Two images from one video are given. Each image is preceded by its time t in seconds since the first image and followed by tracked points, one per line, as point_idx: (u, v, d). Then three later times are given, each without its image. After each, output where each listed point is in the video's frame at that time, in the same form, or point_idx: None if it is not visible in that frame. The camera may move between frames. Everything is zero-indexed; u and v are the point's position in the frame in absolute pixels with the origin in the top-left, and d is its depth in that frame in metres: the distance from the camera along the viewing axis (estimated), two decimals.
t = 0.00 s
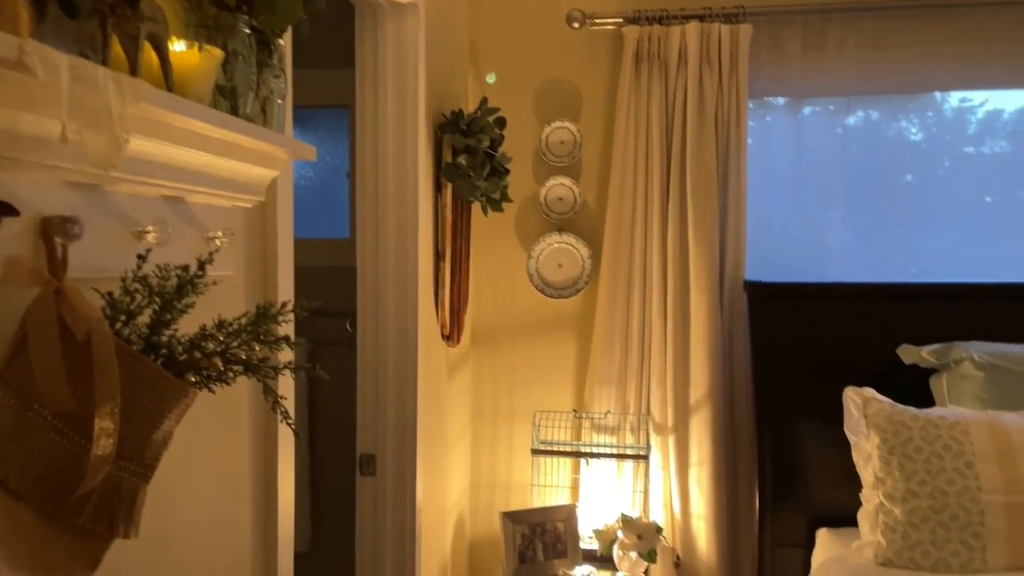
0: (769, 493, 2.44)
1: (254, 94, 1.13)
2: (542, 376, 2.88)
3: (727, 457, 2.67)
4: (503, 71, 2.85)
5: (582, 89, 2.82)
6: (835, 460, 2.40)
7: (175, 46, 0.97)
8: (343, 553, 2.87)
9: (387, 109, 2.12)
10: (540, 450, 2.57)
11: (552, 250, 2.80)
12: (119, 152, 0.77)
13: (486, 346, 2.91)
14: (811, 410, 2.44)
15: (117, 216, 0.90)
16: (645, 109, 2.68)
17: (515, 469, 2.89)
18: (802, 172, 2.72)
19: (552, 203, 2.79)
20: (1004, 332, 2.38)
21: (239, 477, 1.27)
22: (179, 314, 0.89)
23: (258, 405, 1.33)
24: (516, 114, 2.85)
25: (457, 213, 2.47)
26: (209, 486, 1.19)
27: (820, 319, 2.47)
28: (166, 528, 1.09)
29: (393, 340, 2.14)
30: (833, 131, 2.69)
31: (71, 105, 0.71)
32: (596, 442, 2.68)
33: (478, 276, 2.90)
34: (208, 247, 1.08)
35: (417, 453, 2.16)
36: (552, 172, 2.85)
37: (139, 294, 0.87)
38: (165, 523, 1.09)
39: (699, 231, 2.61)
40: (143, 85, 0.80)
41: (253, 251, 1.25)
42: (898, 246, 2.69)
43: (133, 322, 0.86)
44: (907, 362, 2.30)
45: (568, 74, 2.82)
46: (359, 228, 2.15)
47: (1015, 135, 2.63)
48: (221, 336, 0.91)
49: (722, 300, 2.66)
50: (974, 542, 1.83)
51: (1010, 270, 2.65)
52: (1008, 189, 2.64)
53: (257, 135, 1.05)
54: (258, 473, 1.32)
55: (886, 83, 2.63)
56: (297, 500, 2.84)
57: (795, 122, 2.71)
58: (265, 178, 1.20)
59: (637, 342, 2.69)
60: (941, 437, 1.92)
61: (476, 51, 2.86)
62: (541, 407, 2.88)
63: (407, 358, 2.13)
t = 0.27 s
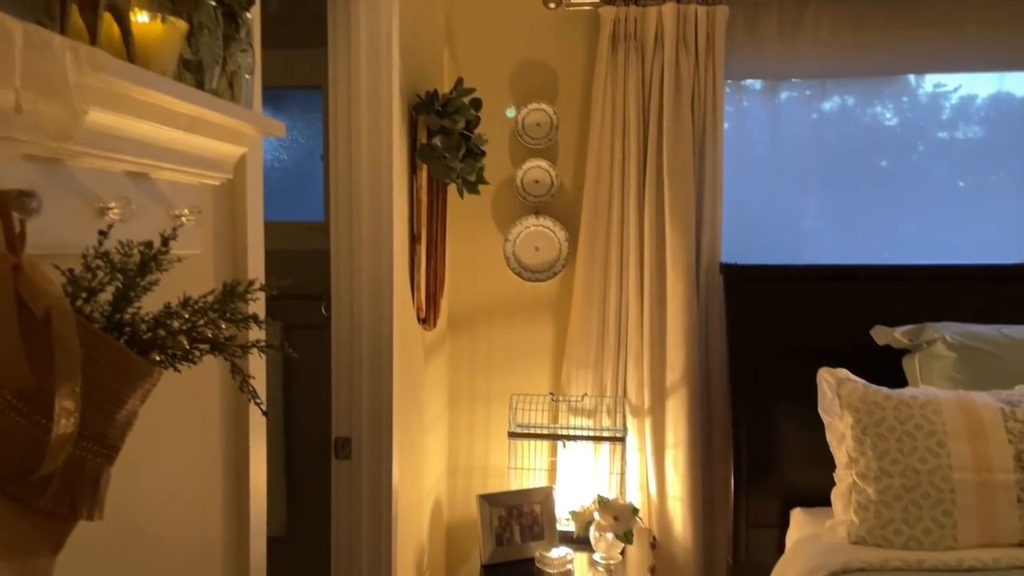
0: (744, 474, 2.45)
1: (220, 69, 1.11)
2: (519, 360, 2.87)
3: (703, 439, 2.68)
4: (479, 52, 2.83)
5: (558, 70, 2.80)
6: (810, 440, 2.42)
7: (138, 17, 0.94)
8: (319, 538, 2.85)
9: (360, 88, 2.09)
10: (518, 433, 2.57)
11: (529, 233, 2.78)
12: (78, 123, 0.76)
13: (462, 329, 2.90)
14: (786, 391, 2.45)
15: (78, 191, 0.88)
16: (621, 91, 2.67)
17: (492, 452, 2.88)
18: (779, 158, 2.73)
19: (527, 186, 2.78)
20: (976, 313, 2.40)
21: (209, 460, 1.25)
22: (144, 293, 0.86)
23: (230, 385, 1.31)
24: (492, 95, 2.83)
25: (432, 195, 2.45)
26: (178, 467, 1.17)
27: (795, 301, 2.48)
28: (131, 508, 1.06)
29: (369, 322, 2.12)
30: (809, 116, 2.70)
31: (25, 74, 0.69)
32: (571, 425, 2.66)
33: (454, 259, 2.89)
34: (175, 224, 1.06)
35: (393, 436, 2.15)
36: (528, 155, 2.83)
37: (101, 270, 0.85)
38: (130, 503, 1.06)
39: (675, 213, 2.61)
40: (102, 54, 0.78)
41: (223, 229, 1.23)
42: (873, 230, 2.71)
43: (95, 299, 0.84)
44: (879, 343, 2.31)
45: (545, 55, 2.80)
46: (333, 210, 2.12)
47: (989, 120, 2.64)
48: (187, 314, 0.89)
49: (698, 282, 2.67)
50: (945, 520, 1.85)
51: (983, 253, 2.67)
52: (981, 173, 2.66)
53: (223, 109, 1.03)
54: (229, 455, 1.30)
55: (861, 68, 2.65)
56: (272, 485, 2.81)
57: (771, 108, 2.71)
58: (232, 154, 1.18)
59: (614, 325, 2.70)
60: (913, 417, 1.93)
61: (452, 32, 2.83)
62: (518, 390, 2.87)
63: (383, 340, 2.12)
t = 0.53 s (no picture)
0: (718, 458, 2.46)
1: (180, 43, 1.08)
2: (494, 347, 2.85)
3: (678, 424, 2.69)
4: (454, 35, 2.80)
5: (534, 54, 2.77)
6: (783, 424, 2.43)
7: None
8: (294, 526, 2.83)
9: (332, 69, 2.06)
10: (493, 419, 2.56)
11: (505, 219, 2.76)
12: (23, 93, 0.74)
13: (438, 316, 2.87)
14: (760, 375, 2.46)
15: (29, 166, 0.85)
16: (597, 75, 2.65)
17: (468, 439, 2.87)
18: (755, 145, 2.72)
19: (503, 170, 2.76)
20: (948, 297, 2.41)
21: (173, 446, 1.22)
22: (98, 272, 0.84)
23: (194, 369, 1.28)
24: (468, 79, 2.80)
25: (406, 179, 2.42)
26: (140, 452, 1.14)
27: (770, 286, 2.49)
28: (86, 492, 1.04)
29: (341, 307, 2.09)
30: (785, 104, 2.70)
31: None
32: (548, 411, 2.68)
33: (430, 244, 2.86)
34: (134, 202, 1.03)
35: (366, 422, 2.13)
36: (504, 139, 2.81)
37: (53, 247, 0.82)
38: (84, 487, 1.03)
39: (651, 198, 2.60)
40: (53, 24, 0.75)
41: (185, 208, 1.20)
42: (848, 217, 2.72)
43: (46, 278, 0.81)
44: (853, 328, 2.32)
45: (521, 38, 2.77)
46: (305, 194, 2.09)
47: (963, 109, 2.65)
48: (143, 294, 0.87)
49: (674, 268, 2.67)
50: (916, 503, 1.86)
51: (957, 241, 2.69)
52: (956, 161, 2.67)
53: (184, 85, 1.01)
54: (194, 441, 1.28)
55: (836, 56, 2.65)
56: (245, 473, 2.78)
57: (747, 96, 2.71)
58: (191, 130, 1.15)
59: (589, 311, 2.69)
60: (885, 401, 1.94)
61: (427, 14, 2.80)
62: (493, 376, 2.86)
63: (355, 325, 2.09)
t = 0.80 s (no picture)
0: (694, 448, 2.45)
1: (134, 22, 1.05)
2: (470, 337, 2.82)
3: (654, 414, 2.68)
4: (428, 21, 2.76)
5: (510, 40, 2.74)
6: (759, 414, 2.43)
7: None
8: (266, 518, 2.79)
9: (301, 53, 2.02)
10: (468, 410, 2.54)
11: (480, 207, 2.73)
12: None
13: (412, 305, 2.84)
14: (735, 365, 2.45)
15: None
16: (574, 62, 2.63)
17: (443, 429, 2.84)
18: (733, 135, 2.71)
19: (479, 159, 2.73)
20: (923, 287, 2.41)
21: (131, 439, 1.19)
22: (42, 258, 0.80)
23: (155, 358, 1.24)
24: (443, 65, 2.77)
25: (379, 166, 2.38)
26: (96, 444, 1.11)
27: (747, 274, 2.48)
28: (34, 485, 1.00)
29: (311, 296, 2.06)
30: (763, 93, 2.69)
31: None
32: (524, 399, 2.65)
33: (404, 233, 2.83)
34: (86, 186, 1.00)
35: (338, 413, 2.10)
36: (480, 127, 2.77)
37: None
38: (32, 480, 1.00)
39: (627, 186, 2.59)
40: None
41: (143, 193, 1.17)
42: (825, 207, 2.71)
43: None
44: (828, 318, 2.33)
45: (496, 24, 2.74)
46: (275, 180, 2.05)
47: (940, 99, 2.65)
48: (90, 281, 0.83)
49: (650, 256, 2.65)
50: (889, 492, 1.85)
51: (934, 231, 2.69)
52: (933, 152, 2.67)
53: (137, 64, 0.98)
54: (154, 433, 1.24)
55: (813, 45, 2.65)
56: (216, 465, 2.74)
57: (726, 86, 2.70)
58: (147, 112, 1.11)
59: (565, 300, 2.67)
60: (859, 390, 1.94)
61: None
62: (469, 367, 2.83)
63: (326, 314, 2.06)
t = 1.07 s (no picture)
0: (666, 442, 2.43)
1: (76, 4, 1.00)
2: (442, 330, 2.79)
3: (627, 407, 2.66)
4: (399, 9, 2.71)
5: (482, 29, 2.70)
6: (731, 407, 2.41)
7: None
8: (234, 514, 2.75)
9: (265, 39, 1.97)
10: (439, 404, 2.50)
11: (452, 198, 2.69)
12: None
13: (383, 298, 2.80)
14: (708, 358, 2.43)
15: None
16: (546, 51, 2.59)
17: (414, 423, 2.81)
18: (705, 125, 2.69)
19: (451, 149, 2.69)
20: (896, 280, 2.40)
21: (79, 438, 1.15)
22: None
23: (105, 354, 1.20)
24: (413, 54, 2.72)
25: (348, 156, 2.34)
26: (40, 443, 1.07)
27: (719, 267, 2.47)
28: None
29: (276, 289, 2.01)
30: (738, 85, 2.67)
31: None
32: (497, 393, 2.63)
33: (375, 225, 2.78)
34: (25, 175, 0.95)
35: (304, 408, 2.06)
36: (451, 116, 2.73)
37: None
38: None
39: (600, 178, 2.57)
40: None
41: (90, 182, 1.12)
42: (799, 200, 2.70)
43: None
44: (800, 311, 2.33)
45: (468, 13, 2.70)
46: (238, 170, 2.01)
47: (915, 92, 2.65)
48: (19, 274, 0.79)
49: (623, 248, 2.63)
50: (860, 485, 1.84)
51: (907, 224, 2.68)
52: (907, 145, 2.66)
53: (75, 47, 0.93)
54: (103, 432, 1.20)
55: (788, 37, 2.63)
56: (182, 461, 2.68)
57: (703, 78, 2.67)
58: (92, 97, 1.07)
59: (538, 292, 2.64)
60: (831, 383, 1.92)
61: None
62: (440, 360, 2.80)
63: (291, 307, 2.02)
